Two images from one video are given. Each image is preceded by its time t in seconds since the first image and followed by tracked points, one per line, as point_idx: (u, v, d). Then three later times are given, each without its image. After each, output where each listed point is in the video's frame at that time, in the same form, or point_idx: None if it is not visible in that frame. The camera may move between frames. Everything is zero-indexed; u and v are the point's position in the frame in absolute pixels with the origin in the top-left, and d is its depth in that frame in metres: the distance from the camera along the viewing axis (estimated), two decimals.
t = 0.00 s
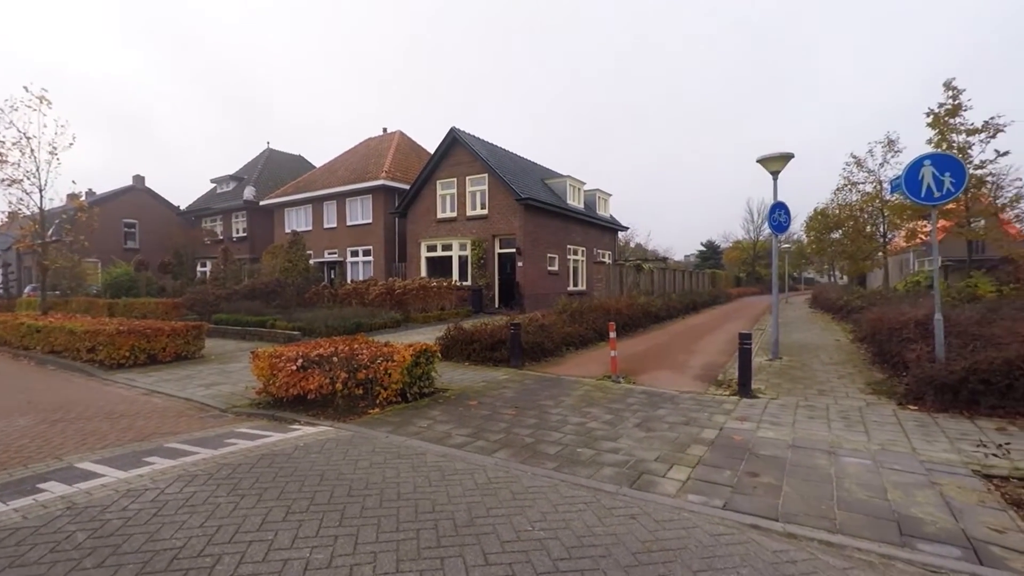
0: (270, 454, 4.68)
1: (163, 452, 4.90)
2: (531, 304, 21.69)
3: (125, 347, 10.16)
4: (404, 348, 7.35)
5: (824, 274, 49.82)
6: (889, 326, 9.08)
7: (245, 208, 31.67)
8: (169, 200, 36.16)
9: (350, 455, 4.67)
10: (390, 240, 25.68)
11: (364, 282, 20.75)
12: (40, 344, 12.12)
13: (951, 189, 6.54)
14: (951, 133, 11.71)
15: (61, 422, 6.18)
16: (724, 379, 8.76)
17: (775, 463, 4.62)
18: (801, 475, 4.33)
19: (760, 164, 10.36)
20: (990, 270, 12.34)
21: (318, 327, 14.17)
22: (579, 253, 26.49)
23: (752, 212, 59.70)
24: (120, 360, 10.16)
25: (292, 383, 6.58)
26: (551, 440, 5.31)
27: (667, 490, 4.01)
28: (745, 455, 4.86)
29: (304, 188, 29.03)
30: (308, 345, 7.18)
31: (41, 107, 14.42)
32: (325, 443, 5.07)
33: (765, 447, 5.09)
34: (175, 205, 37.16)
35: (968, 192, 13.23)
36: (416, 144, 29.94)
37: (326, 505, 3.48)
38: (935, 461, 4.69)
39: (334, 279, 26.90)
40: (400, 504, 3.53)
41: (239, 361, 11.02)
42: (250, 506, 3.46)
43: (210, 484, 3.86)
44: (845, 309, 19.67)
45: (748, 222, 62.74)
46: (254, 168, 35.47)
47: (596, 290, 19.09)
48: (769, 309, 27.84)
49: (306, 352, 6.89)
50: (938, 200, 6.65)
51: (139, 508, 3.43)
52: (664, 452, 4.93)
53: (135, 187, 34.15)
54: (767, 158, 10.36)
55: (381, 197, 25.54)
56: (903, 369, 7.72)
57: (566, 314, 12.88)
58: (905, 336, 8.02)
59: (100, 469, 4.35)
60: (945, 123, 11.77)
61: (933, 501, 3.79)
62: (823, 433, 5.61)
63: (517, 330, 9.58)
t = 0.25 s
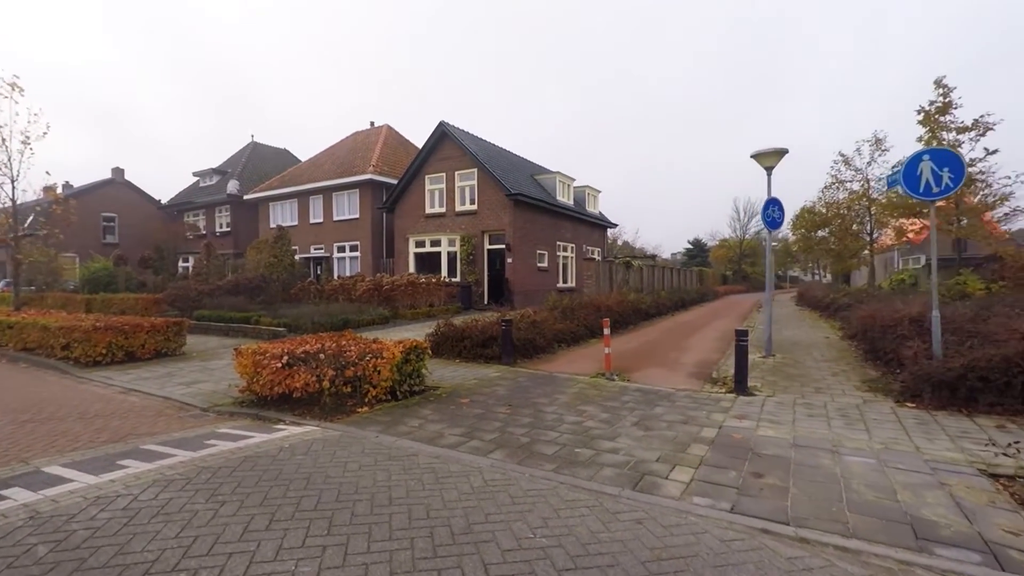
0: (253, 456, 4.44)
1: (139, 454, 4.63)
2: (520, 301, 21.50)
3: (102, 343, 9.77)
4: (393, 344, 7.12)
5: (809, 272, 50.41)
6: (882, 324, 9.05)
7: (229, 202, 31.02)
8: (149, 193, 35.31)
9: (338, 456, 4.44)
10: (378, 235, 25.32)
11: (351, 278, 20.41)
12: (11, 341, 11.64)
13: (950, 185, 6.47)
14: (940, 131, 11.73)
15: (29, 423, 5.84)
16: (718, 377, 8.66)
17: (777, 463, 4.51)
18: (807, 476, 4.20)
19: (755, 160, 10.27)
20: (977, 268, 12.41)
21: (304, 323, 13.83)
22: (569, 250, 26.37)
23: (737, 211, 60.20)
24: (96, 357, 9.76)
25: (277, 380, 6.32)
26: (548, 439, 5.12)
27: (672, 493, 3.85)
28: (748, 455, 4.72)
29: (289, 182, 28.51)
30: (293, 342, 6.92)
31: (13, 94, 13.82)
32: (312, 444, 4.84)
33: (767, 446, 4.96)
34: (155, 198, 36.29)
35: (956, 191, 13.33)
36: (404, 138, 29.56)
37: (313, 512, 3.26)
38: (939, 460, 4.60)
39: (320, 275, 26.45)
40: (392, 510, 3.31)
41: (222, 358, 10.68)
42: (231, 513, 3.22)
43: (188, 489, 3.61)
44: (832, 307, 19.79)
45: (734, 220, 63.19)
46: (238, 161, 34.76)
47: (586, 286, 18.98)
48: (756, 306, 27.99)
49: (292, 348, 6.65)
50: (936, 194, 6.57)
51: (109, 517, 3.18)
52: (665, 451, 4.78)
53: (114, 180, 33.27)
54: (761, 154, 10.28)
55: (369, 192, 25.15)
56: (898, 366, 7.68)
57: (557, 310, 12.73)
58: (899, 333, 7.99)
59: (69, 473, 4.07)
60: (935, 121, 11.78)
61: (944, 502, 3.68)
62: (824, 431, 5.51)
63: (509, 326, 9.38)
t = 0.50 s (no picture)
0: (238, 477, 3.94)
1: (108, 474, 4.11)
2: (515, 300, 21.04)
3: (75, 345, 9.15)
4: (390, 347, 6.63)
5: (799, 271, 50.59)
6: (897, 325, 8.75)
7: (214, 197, 30.15)
8: (131, 187, 34.28)
9: (334, 477, 3.97)
10: (368, 232, 24.70)
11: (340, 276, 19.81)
12: None
13: (982, 181, 6.12)
14: (950, 128, 11.49)
15: None
16: (730, 380, 8.28)
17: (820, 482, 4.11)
18: (855, 497, 3.81)
19: (765, 155, 9.91)
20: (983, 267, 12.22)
21: (292, 322, 13.24)
22: (563, 248, 25.95)
23: (728, 210, 60.32)
24: (69, 359, 9.14)
25: (264, 387, 5.81)
26: (564, 454, 4.68)
27: (712, 519, 3.44)
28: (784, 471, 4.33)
29: (276, 176, 27.76)
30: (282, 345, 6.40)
31: None
32: (304, 462, 4.35)
33: (801, 461, 4.58)
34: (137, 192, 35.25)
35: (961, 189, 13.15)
36: (395, 133, 28.92)
37: (307, 552, 2.78)
38: (991, 476, 4.24)
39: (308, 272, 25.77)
40: (399, 548, 2.85)
41: (205, 359, 10.10)
42: (211, 555, 2.73)
43: (160, 523, 3.11)
44: (830, 306, 19.61)
45: (725, 219, 63.31)
46: (223, 155, 33.84)
47: (583, 285, 18.58)
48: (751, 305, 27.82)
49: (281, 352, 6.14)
50: (967, 190, 6.24)
51: (63, 561, 2.68)
52: (694, 468, 4.36)
53: (94, 173, 32.22)
54: (771, 149, 9.92)
55: (359, 187, 24.51)
56: (920, 370, 7.35)
57: (557, 309, 12.30)
58: (919, 335, 7.67)
59: (24, 500, 3.55)
60: (945, 117, 11.55)
61: (1017, 529, 3.30)
62: (857, 442, 5.13)
63: (510, 327, 8.93)
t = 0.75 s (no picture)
0: (218, 525, 3.18)
1: (51, 522, 3.29)
2: (501, 301, 20.35)
3: (19, 352, 8.09)
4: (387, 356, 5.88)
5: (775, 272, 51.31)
6: (916, 328, 8.41)
7: (180, 191, 28.58)
8: (89, 181, 32.30)
9: (338, 521, 3.25)
10: (347, 230, 23.70)
11: (318, 275, 18.83)
12: None
13: None
14: (953, 127, 11.29)
15: None
16: (748, 388, 7.79)
17: (905, 513, 3.58)
18: (954, 534, 3.28)
19: (776, 150, 9.48)
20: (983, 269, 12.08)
21: (268, 324, 12.27)
22: (549, 247, 25.38)
23: (706, 211, 60.78)
24: (11, 369, 8.07)
25: (244, 404, 5.01)
26: (603, 481, 4.05)
27: (809, 570, 2.85)
28: (858, 500, 3.79)
29: (248, 171, 26.44)
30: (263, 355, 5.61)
31: None
32: (299, 499, 3.61)
33: (869, 485, 4.07)
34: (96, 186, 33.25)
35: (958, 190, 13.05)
36: (375, 128, 27.91)
37: None
38: None
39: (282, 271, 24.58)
40: None
41: (171, 367, 9.13)
42: None
43: None
44: (819, 307, 19.54)
45: (702, 220, 63.93)
46: (190, 148, 32.15)
47: (573, 285, 18.04)
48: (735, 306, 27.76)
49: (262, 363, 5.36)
50: (1012, 186, 5.81)
51: None
52: (756, 498, 3.79)
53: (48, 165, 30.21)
54: (783, 145, 9.50)
55: (337, 183, 23.47)
56: (951, 376, 6.97)
57: (554, 311, 11.68)
58: (946, 340, 7.31)
59: None
60: (948, 116, 11.34)
61: None
62: (918, 460, 4.64)
63: (512, 331, 8.27)
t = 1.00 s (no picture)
0: None
1: None
2: (472, 303, 19.55)
3: None
4: (377, 369, 5.04)
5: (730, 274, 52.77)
6: (914, 330, 8.30)
7: (115, 183, 26.19)
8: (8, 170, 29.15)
9: None
10: (305, 227, 22.29)
11: (275, 275, 17.47)
12: None
13: None
14: (931, 130, 11.44)
15: None
16: (757, 395, 7.39)
17: (1011, 549, 3.13)
18: None
19: (773, 148, 9.23)
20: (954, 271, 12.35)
21: (221, 330, 11.05)
22: (518, 247, 24.77)
23: (664, 214, 61.98)
24: None
25: (207, 433, 4.11)
26: (659, 519, 3.44)
27: None
28: (950, 532, 3.33)
29: (194, 162, 24.47)
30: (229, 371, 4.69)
31: None
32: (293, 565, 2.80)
33: (947, 511, 3.64)
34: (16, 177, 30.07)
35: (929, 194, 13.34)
36: (334, 120, 26.48)
37: None
38: None
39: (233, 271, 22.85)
40: None
41: (108, 381, 7.90)
42: None
43: None
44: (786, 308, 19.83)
45: (660, 222, 65.20)
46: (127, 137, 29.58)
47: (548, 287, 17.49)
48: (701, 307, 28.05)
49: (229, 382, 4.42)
50: None
51: None
52: (840, 534, 3.26)
53: None
54: (780, 142, 9.25)
55: (294, 177, 22.00)
56: (962, 380, 6.80)
57: (538, 314, 11.06)
58: (953, 342, 7.16)
59: None
60: (925, 120, 11.50)
61: None
62: (977, 477, 4.28)
63: (505, 337, 7.57)
